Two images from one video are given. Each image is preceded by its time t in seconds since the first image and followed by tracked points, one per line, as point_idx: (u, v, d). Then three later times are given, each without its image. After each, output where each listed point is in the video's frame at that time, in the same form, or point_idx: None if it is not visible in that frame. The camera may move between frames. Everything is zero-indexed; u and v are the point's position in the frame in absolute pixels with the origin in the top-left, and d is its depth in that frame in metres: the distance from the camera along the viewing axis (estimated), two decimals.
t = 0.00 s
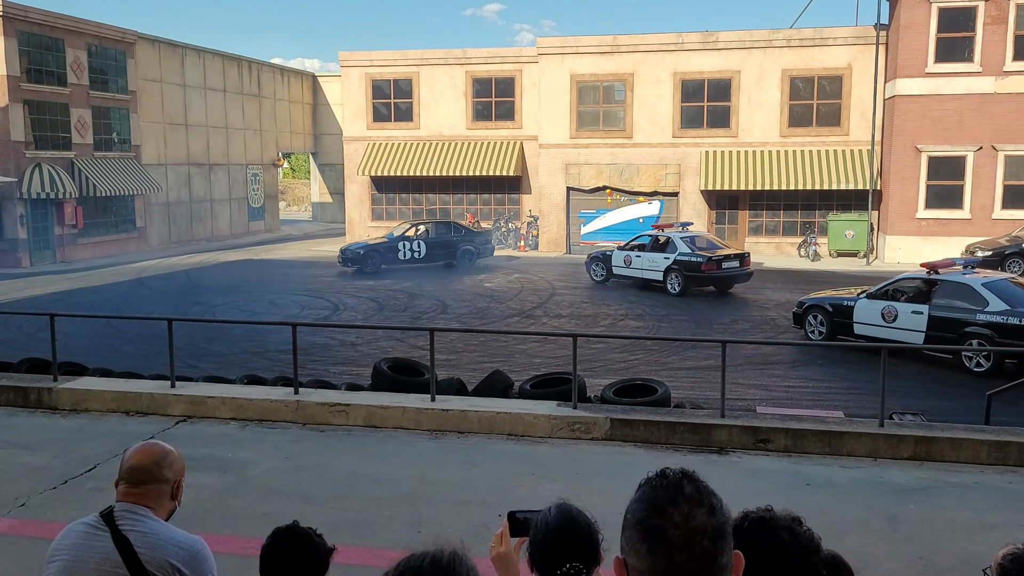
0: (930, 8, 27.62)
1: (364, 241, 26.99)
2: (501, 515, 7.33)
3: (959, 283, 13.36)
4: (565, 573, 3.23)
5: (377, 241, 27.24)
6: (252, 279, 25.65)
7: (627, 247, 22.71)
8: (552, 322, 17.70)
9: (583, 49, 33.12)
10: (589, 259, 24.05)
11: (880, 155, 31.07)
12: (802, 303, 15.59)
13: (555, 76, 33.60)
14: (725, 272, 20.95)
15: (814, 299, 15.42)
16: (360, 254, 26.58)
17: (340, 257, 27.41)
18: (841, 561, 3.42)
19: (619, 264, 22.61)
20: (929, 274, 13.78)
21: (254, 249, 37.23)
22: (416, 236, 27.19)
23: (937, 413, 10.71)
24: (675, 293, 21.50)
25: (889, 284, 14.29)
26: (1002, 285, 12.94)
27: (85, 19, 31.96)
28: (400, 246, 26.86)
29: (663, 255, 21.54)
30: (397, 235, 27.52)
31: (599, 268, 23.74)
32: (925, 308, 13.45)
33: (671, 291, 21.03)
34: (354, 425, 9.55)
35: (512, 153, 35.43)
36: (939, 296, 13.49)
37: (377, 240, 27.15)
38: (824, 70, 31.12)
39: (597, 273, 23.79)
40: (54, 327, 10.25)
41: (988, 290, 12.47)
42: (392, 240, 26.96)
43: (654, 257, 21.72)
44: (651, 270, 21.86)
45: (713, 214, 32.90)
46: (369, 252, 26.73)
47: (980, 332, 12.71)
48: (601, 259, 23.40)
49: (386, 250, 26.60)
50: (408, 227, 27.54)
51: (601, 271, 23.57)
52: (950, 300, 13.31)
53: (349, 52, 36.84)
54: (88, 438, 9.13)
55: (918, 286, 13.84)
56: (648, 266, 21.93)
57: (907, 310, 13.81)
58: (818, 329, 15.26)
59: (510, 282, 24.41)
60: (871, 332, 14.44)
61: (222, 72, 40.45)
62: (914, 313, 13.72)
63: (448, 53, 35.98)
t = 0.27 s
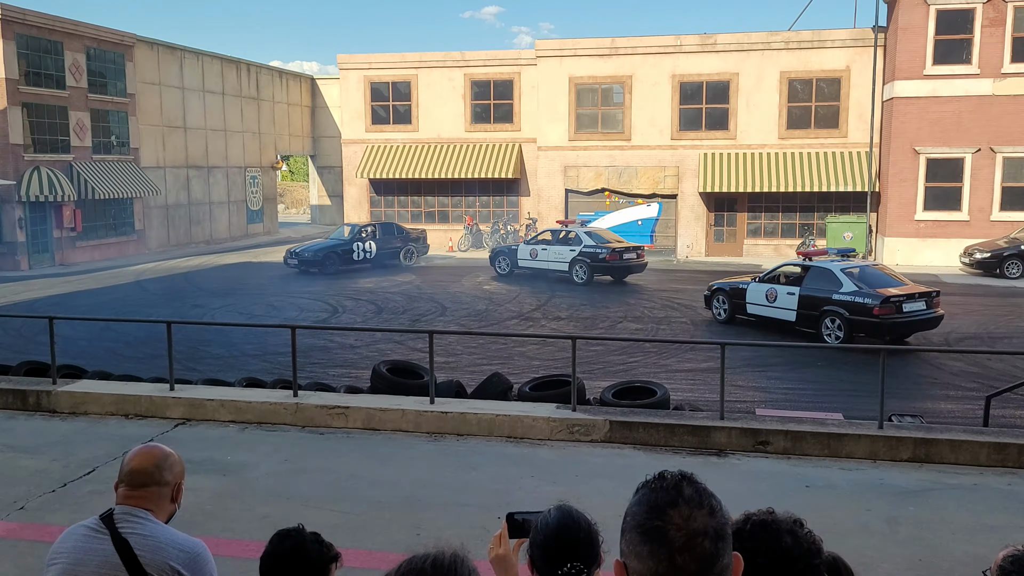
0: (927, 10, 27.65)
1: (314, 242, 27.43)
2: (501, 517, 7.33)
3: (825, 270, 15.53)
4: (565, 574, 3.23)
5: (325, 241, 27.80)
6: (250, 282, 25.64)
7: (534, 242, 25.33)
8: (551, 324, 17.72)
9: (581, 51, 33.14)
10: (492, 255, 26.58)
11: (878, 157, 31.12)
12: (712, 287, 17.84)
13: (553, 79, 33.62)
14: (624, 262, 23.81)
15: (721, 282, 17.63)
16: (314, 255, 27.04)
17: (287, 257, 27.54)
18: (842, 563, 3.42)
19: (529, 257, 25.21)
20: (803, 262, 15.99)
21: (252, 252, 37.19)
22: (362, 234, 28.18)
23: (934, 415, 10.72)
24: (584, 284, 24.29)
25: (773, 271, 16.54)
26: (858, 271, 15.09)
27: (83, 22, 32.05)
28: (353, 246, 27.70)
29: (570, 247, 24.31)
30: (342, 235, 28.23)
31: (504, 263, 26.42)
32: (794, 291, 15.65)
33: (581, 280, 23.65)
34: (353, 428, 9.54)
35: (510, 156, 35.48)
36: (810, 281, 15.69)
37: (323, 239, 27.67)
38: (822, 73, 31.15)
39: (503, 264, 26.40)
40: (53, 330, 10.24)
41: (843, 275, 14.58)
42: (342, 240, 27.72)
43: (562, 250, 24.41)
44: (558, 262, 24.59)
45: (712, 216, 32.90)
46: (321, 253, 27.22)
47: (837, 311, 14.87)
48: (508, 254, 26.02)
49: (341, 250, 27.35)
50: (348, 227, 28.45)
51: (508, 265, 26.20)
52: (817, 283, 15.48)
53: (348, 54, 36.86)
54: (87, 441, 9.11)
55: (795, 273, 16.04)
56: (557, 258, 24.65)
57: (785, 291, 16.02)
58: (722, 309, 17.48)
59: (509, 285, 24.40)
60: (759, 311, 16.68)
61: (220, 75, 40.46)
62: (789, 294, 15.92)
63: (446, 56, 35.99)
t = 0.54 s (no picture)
0: (927, 13, 27.68)
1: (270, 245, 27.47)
2: (501, 520, 7.32)
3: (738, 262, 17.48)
4: None
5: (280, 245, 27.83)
6: (250, 285, 25.65)
7: (470, 244, 27.15)
8: (551, 327, 17.72)
9: (581, 55, 33.17)
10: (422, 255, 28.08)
11: (878, 160, 31.15)
12: (649, 276, 19.98)
13: (553, 82, 33.66)
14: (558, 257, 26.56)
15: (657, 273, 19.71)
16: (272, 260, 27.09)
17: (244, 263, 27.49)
18: (846, 567, 3.41)
19: (466, 258, 26.99)
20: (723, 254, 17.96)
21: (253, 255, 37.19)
22: (315, 235, 28.26)
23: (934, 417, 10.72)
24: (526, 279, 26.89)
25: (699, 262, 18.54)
26: (765, 262, 17.00)
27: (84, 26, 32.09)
28: (310, 247, 27.79)
29: (509, 246, 26.56)
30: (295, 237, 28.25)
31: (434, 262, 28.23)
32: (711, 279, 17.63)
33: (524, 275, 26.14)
34: (353, 431, 9.55)
35: (510, 159, 35.57)
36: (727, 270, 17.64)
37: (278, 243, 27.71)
38: (822, 76, 31.18)
39: (434, 268, 27.94)
40: (54, 333, 10.25)
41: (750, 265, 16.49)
42: (299, 242, 27.80)
43: (500, 250, 26.62)
44: (497, 259, 26.90)
45: (712, 219, 32.92)
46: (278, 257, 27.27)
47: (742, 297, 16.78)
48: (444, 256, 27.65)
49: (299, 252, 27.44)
50: (298, 230, 28.52)
51: (439, 268, 27.79)
52: (731, 273, 17.43)
53: (348, 58, 36.91)
54: (88, 444, 9.11)
55: (715, 264, 18.03)
56: (495, 257, 26.81)
57: (705, 280, 18.02)
58: (656, 298, 19.58)
59: (509, 288, 24.41)
60: (687, 298, 18.72)
61: (221, 78, 40.50)
62: (708, 283, 17.94)
63: (446, 59, 36.03)
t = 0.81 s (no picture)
0: (936, 14, 27.62)
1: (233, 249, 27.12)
2: (510, 523, 7.32)
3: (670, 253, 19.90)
4: None
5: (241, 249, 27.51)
6: (257, 287, 25.70)
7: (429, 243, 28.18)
8: (559, 330, 17.72)
9: (589, 57, 33.16)
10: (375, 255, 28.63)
11: (888, 162, 31.04)
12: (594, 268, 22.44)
13: (560, 84, 33.66)
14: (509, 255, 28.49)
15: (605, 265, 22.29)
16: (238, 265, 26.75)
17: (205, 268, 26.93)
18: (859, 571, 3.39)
19: (425, 257, 27.90)
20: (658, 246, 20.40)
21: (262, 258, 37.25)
22: (274, 238, 28.10)
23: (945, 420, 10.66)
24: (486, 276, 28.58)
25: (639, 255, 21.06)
26: (694, 253, 19.39)
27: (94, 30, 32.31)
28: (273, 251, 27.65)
29: (471, 245, 27.90)
30: (253, 241, 27.99)
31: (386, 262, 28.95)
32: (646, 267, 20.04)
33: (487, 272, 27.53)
34: (362, 433, 9.56)
35: (518, 161, 35.63)
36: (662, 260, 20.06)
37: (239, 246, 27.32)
38: (830, 78, 31.11)
39: (389, 269, 28.66)
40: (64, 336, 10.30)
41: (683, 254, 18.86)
42: (260, 247, 27.59)
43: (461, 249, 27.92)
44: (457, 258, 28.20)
45: (720, 222, 32.87)
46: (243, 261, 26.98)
47: (672, 282, 19.16)
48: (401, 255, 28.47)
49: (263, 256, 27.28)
50: (254, 235, 28.22)
51: (395, 268, 28.57)
52: (665, 263, 19.83)
53: (356, 61, 37.00)
54: (99, 447, 9.15)
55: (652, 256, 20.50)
56: (455, 255, 28.01)
57: (642, 269, 20.48)
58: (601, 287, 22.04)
59: (516, 291, 24.42)
60: (627, 287, 21.17)
61: (230, 82, 40.70)
62: (645, 271, 20.42)
63: (454, 62, 36.10)
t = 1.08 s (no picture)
0: (979, 10, 27.12)
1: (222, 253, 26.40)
2: (545, 525, 7.31)
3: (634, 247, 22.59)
4: None
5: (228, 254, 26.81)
6: (293, 289, 25.97)
7: (420, 244, 29.33)
8: (593, 331, 17.68)
9: (623, 58, 33.05)
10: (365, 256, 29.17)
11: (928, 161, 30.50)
12: (564, 261, 24.98)
13: (594, 85, 33.57)
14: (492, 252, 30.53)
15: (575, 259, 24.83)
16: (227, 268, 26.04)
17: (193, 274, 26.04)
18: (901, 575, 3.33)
19: (423, 256, 28.99)
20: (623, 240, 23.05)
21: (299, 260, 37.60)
22: (259, 242, 27.55)
23: (988, 423, 10.44)
24: (470, 272, 30.55)
25: (606, 249, 23.71)
26: (657, 245, 22.08)
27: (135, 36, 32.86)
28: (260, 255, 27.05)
29: (461, 243, 29.67)
30: (237, 246, 27.32)
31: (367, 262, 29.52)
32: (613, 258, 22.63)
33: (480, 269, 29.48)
34: (397, 434, 9.62)
35: (552, 163, 35.61)
36: (628, 253, 22.64)
37: (226, 251, 26.60)
38: (869, 76, 30.67)
39: (382, 269, 29.19)
40: (106, 336, 10.50)
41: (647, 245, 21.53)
42: (246, 251, 26.99)
43: (454, 249, 29.56)
44: (447, 257, 29.74)
45: (757, 222, 32.55)
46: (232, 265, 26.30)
47: (637, 270, 21.75)
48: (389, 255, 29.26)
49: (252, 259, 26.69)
50: (235, 240, 27.54)
51: (388, 268, 29.16)
52: (631, 255, 22.50)
53: (391, 64, 37.27)
54: (140, 446, 9.31)
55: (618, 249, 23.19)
56: (447, 254, 29.54)
57: (610, 260, 23.10)
58: (572, 278, 24.55)
59: (551, 292, 24.29)
60: (596, 277, 23.72)
61: (267, 86, 41.22)
62: (612, 262, 23.05)
63: (488, 64, 36.21)
